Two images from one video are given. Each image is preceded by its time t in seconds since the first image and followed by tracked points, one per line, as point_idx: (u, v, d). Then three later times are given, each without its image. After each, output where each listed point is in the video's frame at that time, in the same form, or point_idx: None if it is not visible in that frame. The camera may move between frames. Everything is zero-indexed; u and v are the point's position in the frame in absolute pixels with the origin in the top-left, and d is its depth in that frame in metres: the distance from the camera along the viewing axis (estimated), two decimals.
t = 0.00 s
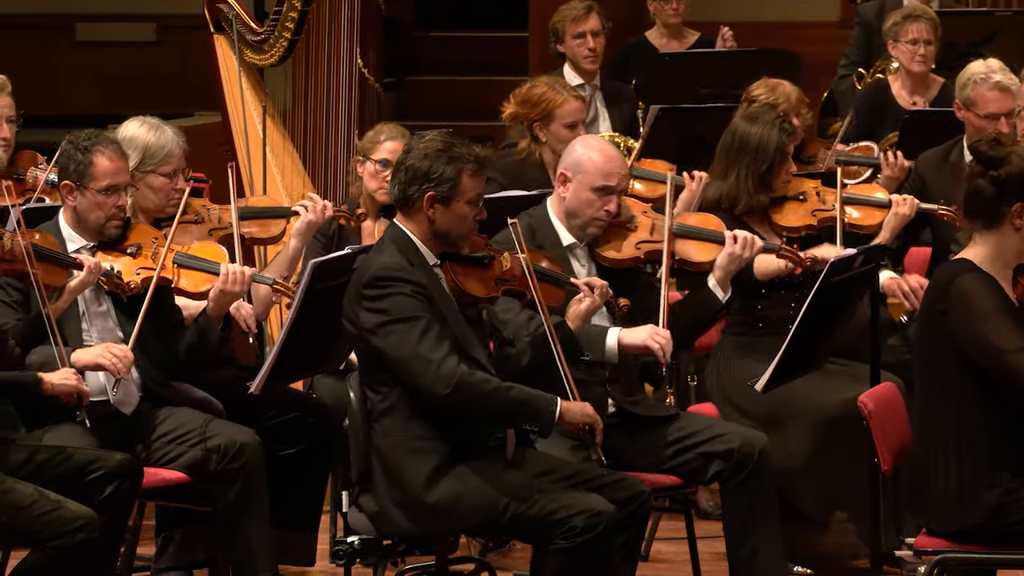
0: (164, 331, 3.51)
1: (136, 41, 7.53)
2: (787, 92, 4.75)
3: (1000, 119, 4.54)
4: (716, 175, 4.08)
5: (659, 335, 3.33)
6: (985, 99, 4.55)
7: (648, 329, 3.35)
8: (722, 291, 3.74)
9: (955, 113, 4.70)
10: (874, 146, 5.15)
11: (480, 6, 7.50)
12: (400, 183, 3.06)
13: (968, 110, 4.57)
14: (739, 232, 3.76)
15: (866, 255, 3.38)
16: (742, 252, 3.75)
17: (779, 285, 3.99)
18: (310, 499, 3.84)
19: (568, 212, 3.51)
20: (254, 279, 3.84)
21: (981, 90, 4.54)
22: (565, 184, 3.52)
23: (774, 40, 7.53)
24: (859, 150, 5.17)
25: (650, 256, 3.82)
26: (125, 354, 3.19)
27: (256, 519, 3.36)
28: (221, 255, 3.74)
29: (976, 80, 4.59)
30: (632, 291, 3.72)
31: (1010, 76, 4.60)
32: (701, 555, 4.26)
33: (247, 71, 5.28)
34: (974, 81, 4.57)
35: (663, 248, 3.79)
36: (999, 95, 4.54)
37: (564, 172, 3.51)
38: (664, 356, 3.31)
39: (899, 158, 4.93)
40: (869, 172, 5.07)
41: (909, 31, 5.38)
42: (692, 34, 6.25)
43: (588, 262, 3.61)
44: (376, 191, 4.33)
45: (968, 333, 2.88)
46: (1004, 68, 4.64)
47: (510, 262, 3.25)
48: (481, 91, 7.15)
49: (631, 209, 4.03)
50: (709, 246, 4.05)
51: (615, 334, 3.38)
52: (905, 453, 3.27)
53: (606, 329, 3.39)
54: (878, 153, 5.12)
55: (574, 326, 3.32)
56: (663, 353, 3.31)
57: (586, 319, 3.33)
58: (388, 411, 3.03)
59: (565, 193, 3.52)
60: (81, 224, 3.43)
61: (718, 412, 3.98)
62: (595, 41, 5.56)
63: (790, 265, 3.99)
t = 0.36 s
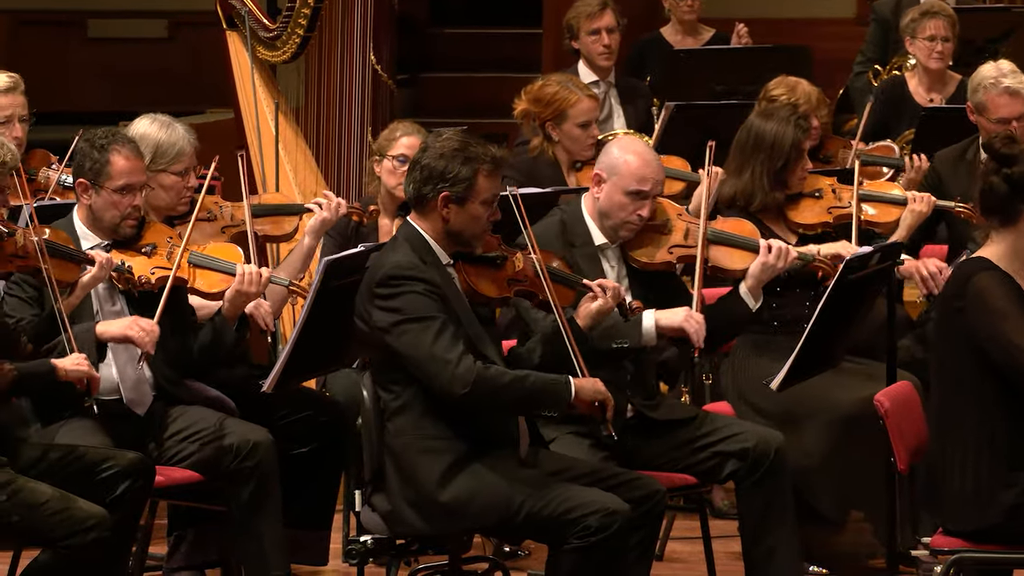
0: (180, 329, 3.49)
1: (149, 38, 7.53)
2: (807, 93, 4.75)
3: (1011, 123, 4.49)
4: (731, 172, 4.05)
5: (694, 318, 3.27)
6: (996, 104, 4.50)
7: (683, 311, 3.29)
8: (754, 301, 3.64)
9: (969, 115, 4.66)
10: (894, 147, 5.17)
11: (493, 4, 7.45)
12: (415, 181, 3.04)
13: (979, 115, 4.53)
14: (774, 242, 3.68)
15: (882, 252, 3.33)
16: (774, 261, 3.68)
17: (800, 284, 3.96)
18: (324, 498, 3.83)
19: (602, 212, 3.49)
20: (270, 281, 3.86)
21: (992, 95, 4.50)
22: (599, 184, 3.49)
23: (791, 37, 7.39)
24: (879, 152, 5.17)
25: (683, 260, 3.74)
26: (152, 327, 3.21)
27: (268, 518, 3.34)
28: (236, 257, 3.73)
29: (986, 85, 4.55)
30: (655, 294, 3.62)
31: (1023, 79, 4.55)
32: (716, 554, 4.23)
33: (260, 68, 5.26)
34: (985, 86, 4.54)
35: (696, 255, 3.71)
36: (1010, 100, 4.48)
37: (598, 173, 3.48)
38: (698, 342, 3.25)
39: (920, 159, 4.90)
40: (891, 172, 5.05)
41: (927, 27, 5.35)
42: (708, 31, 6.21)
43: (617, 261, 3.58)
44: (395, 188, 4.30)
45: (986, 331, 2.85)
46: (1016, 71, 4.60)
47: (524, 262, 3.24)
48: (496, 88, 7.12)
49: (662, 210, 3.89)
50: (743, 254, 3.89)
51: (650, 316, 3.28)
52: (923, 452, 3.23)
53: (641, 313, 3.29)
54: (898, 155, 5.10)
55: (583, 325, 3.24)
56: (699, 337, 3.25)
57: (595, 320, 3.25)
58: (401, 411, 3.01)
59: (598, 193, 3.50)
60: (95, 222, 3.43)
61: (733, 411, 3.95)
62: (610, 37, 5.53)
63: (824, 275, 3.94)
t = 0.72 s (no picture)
0: (185, 328, 3.49)
1: (156, 36, 7.50)
2: (806, 88, 4.73)
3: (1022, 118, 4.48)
4: (743, 171, 4.02)
5: (725, 334, 3.24)
6: (1007, 97, 4.49)
7: (713, 327, 3.26)
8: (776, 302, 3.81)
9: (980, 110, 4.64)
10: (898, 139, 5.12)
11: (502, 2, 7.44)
12: (418, 182, 3.02)
13: (989, 108, 4.52)
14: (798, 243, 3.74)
15: (894, 252, 3.30)
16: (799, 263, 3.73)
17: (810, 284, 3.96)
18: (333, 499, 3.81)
19: (625, 213, 3.47)
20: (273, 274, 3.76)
21: (1003, 88, 4.48)
22: (623, 183, 3.47)
23: (802, 35, 7.32)
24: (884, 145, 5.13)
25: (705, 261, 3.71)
26: (156, 325, 3.17)
27: (277, 519, 3.32)
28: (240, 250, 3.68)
29: (998, 78, 4.53)
30: (670, 294, 3.60)
31: None
32: (727, 555, 4.21)
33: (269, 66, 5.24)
34: (997, 78, 4.52)
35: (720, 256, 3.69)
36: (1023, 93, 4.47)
37: (622, 172, 3.46)
38: (730, 355, 3.22)
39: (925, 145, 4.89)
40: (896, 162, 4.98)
41: (938, 25, 5.31)
42: (719, 28, 6.18)
43: (640, 261, 3.56)
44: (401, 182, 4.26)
45: (999, 330, 2.84)
46: None
47: (528, 257, 3.22)
48: (505, 86, 7.10)
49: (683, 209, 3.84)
50: (766, 255, 3.87)
51: (679, 333, 3.26)
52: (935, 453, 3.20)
53: (670, 329, 3.26)
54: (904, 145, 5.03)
55: (584, 315, 3.31)
56: (730, 352, 3.22)
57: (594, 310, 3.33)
58: (410, 411, 2.98)
59: (622, 192, 3.48)
60: (94, 221, 3.40)
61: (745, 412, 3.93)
62: (621, 35, 5.50)
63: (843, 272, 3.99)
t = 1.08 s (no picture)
0: (185, 327, 3.47)
1: (157, 34, 7.49)
2: (814, 85, 4.73)
3: None
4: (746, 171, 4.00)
5: (708, 349, 3.12)
6: (1009, 89, 4.47)
7: (698, 341, 3.15)
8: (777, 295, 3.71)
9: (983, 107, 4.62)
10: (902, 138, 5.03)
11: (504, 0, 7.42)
12: (399, 185, 3.01)
13: (992, 102, 4.50)
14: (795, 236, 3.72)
15: (897, 252, 3.27)
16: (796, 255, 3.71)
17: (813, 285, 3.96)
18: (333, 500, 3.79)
19: (625, 206, 3.44)
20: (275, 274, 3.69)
21: (1005, 80, 4.47)
22: (620, 176, 3.45)
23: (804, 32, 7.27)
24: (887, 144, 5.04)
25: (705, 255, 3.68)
26: (144, 346, 3.16)
27: (278, 520, 3.30)
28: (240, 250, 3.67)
29: (1002, 71, 4.51)
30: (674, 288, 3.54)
31: None
32: (729, 557, 4.19)
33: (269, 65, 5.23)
34: (999, 71, 4.50)
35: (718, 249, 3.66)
36: None
37: (620, 164, 3.45)
38: (714, 371, 3.10)
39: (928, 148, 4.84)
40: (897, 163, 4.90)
41: (940, 23, 5.33)
42: (721, 27, 6.15)
43: (640, 256, 3.54)
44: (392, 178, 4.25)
45: (1001, 331, 2.82)
46: None
47: (520, 251, 3.28)
48: (507, 85, 7.08)
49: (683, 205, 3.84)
50: (766, 248, 3.86)
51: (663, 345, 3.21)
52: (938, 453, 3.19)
53: (656, 340, 3.22)
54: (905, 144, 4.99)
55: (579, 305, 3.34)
56: (712, 368, 3.11)
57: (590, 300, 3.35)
58: (409, 412, 2.96)
59: (620, 185, 3.46)
60: (95, 220, 3.39)
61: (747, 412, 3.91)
62: (623, 34, 5.48)
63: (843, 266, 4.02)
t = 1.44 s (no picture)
0: (185, 329, 3.47)
1: (157, 33, 7.46)
2: (824, 86, 4.64)
3: None
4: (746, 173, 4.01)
5: (712, 323, 3.12)
6: (1011, 87, 4.45)
7: (701, 316, 3.14)
8: (766, 289, 3.62)
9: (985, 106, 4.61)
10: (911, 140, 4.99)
11: None
12: (386, 189, 3.00)
13: (994, 100, 4.48)
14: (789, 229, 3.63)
15: (900, 251, 3.24)
16: (790, 249, 3.62)
17: (816, 288, 3.93)
18: (332, 501, 3.78)
19: (613, 203, 3.43)
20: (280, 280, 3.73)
21: (1007, 78, 4.46)
22: (607, 174, 3.44)
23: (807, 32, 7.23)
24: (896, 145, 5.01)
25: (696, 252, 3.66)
26: (154, 340, 3.15)
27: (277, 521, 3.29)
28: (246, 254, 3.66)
29: (1004, 69, 4.51)
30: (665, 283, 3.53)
31: None
32: (730, 558, 4.17)
33: (267, 63, 5.20)
34: (1001, 70, 4.49)
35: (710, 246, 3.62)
36: None
37: (606, 161, 3.44)
38: (717, 346, 3.10)
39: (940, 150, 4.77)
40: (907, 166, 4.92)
41: (938, 22, 5.27)
42: (722, 25, 6.13)
43: (629, 255, 3.52)
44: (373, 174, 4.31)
45: (1002, 332, 2.85)
46: None
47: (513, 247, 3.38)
48: (508, 84, 7.05)
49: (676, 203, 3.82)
50: (757, 244, 3.82)
51: (666, 320, 3.17)
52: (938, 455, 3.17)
53: (659, 317, 3.18)
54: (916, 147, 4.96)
55: (574, 300, 3.33)
56: (717, 342, 3.10)
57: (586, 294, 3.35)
58: (406, 414, 2.93)
59: (608, 183, 3.44)
60: (101, 220, 3.38)
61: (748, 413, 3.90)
62: (623, 32, 5.45)
63: (839, 263, 3.95)
